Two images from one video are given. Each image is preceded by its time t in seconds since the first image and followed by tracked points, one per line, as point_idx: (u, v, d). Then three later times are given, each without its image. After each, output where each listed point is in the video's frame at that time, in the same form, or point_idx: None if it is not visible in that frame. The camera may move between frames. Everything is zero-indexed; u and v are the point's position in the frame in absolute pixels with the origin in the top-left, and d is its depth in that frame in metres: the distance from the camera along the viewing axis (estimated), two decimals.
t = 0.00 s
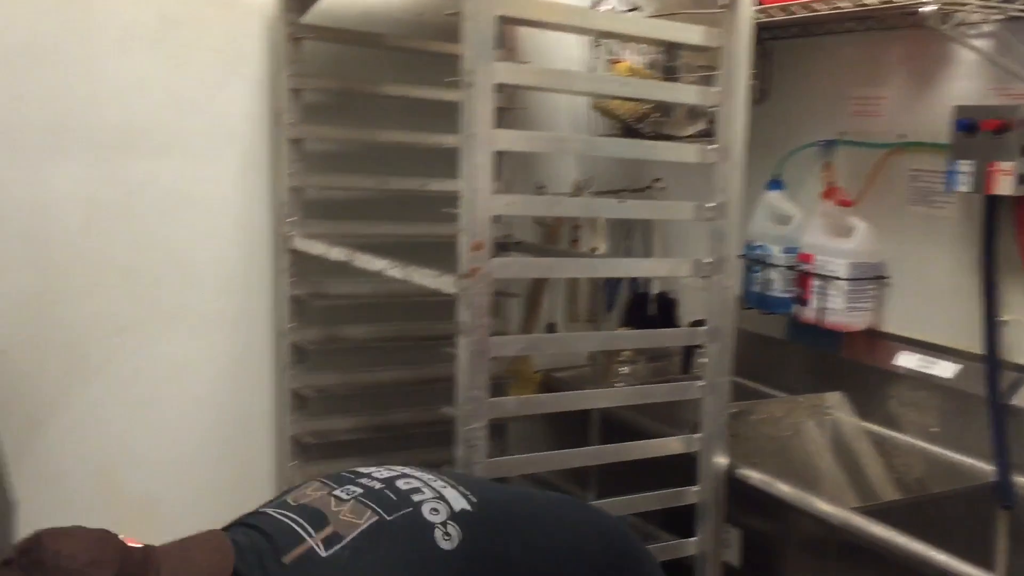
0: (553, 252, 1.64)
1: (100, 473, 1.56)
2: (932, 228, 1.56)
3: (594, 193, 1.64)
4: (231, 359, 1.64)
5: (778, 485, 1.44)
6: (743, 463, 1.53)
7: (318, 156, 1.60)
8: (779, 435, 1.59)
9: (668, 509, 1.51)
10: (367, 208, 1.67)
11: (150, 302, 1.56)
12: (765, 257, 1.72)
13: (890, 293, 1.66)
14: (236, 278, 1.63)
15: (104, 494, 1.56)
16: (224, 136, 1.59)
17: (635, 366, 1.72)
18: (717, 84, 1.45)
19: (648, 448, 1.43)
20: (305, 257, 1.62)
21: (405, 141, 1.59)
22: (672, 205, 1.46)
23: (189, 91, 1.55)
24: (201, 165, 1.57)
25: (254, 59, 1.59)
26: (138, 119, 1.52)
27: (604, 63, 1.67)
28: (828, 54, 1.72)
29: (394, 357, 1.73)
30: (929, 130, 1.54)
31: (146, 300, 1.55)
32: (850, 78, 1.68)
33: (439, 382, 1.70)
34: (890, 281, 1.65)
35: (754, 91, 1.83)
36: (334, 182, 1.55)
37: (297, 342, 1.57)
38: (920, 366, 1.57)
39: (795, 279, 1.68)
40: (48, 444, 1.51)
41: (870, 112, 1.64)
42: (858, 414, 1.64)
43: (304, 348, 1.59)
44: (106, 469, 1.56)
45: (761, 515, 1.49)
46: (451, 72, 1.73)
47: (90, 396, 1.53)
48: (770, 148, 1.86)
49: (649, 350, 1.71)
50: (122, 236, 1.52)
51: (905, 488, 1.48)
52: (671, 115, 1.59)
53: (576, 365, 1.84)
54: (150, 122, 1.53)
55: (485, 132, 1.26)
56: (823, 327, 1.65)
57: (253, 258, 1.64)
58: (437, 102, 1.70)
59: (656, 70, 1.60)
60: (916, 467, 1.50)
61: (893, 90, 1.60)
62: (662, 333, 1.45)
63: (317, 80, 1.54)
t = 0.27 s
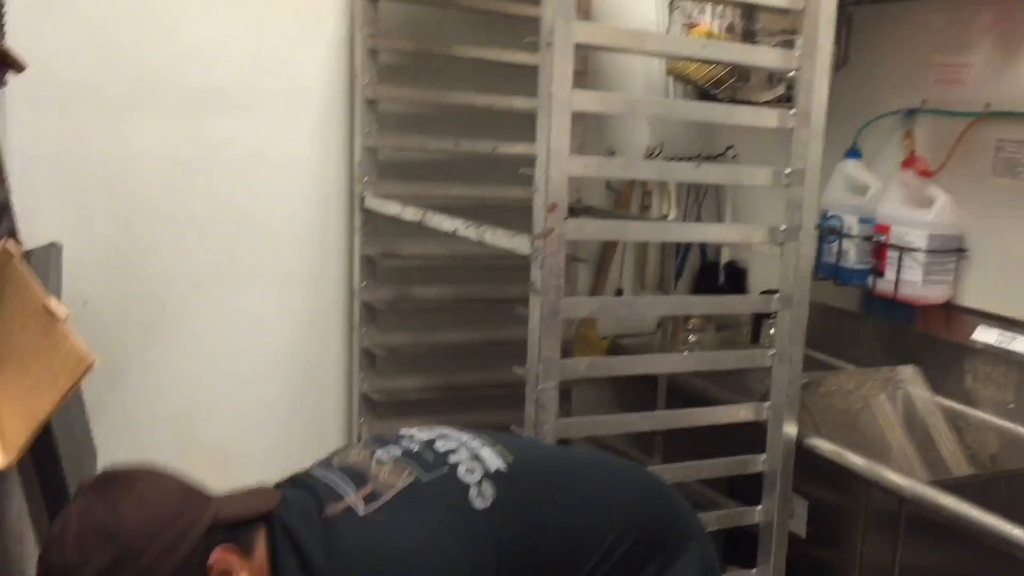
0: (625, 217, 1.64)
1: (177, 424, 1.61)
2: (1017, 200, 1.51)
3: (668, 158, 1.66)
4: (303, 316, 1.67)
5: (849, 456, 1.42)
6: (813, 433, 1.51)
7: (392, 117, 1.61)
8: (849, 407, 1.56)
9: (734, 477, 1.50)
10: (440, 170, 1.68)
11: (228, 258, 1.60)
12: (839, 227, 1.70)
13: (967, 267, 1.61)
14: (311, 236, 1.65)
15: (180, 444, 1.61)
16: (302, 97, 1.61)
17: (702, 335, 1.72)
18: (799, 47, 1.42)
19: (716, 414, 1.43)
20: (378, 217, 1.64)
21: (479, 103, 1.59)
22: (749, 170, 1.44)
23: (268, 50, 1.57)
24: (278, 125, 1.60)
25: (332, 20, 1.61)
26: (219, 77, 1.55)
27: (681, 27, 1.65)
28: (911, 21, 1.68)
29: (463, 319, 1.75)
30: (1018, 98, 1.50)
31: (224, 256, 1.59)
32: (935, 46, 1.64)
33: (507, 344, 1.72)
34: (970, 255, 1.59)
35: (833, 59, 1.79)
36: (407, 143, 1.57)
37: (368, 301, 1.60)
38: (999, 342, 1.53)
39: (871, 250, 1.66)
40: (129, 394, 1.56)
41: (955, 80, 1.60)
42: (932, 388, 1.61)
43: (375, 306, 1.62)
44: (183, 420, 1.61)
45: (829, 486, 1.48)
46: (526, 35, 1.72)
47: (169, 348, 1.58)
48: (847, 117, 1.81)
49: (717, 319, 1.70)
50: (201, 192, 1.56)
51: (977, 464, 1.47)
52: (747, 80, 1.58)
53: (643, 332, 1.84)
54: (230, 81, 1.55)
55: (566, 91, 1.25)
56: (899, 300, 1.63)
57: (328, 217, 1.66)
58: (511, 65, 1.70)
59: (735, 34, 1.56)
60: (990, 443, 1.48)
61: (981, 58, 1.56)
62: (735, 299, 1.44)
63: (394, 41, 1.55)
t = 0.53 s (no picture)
0: (654, 196, 1.63)
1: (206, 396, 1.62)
2: None
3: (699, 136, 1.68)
4: (332, 291, 1.68)
5: (877, 436, 1.41)
6: (840, 414, 1.51)
7: (422, 92, 1.61)
8: (877, 389, 1.56)
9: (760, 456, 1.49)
10: (470, 146, 1.68)
11: (257, 231, 1.60)
12: (871, 208, 1.69)
13: (1000, 249, 1.59)
14: (339, 211, 1.66)
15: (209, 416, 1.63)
16: (333, 71, 1.61)
17: (729, 315, 1.73)
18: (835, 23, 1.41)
19: (743, 393, 1.42)
20: (407, 192, 1.64)
21: (510, 79, 1.59)
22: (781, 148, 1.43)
23: (299, 23, 1.57)
24: (309, 99, 1.60)
25: None
26: (250, 50, 1.55)
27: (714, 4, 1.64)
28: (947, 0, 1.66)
29: (490, 296, 1.76)
30: None
31: (253, 228, 1.60)
32: (972, 25, 1.62)
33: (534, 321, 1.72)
34: (1002, 237, 1.58)
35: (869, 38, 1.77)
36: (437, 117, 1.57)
37: (396, 276, 1.60)
38: None
39: (902, 232, 1.65)
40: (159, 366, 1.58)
41: (991, 60, 1.58)
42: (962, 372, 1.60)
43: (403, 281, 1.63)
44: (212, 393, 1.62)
45: (856, 467, 1.47)
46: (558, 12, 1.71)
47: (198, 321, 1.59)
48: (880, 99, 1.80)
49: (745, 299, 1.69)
50: (231, 166, 1.57)
51: (1006, 447, 1.47)
52: (781, 57, 1.58)
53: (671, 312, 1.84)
54: (262, 55, 1.56)
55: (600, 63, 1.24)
56: (929, 282, 1.63)
57: (357, 192, 1.67)
58: (542, 41, 1.70)
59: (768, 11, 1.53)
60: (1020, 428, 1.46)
61: (1018, 38, 1.53)
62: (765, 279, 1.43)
63: (425, 15, 1.54)
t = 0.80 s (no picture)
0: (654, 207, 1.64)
1: (205, 407, 1.62)
2: None
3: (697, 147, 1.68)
4: (332, 301, 1.68)
5: (876, 448, 1.40)
6: (840, 424, 1.51)
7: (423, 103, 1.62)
8: (876, 400, 1.56)
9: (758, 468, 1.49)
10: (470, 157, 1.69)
11: (257, 242, 1.61)
12: (869, 219, 1.70)
13: (998, 260, 1.60)
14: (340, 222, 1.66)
15: (208, 427, 1.62)
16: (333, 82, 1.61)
17: (728, 326, 1.73)
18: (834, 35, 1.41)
19: (742, 405, 1.42)
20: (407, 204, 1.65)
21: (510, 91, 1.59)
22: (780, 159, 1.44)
23: (300, 34, 1.58)
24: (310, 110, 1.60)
25: (365, 5, 1.62)
26: (250, 60, 1.55)
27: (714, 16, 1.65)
28: (944, 12, 1.67)
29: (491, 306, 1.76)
30: None
31: (253, 239, 1.60)
32: (969, 37, 1.62)
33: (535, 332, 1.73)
34: (1000, 247, 1.59)
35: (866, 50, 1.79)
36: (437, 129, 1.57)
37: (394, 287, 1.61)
38: None
39: (901, 244, 1.66)
40: (158, 377, 1.57)
41: (988, 72, 1.59)
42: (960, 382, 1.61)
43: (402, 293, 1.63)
44: (211, 404, 1.62)
45: (857, 478, 1.47)
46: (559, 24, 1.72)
47: (198, 331, 1.59)
48: (878, 110, 1.81)
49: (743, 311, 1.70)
50: (232, 177, 1.57)
51: (1006, 459, 1.47)
52: (779, 69, 1.58)
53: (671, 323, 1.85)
54: (263, 66, 1.56)
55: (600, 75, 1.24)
56: (928, 293, 1.63)
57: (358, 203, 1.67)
58: (543, 53, 1.70)
59: (767, 23, 1.54)
60: (1020, 439, 1.47)
61: (1015, 49, 1.54)
62: (763, 290, 1.44)
63: (425, 26, 1.55)
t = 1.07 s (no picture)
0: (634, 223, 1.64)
1: (184, 427, 1.60)
2: None
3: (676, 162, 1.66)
4: (312, 319, 1.67)
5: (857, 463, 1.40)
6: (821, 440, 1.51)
7: (402, 120, 1.62)
8: (857, 414, 1.56)
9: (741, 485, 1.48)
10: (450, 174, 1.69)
11: (235, 260, 1.59)
12: (848, 233, 1.70)
13: (975, 273, 1.61)
14: (320, 239, 1.65)
15: (187, 447, 1.60)
16: (312, 98, 1.61)
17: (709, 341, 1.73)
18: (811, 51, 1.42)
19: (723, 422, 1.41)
20: (387, 221, 1.65)
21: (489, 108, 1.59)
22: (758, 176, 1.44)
23: (278, 50, 1.57)
24: (288, 126, 1.59)
25: (343, 22, 1.61)
26: (227, 77, 1.54)
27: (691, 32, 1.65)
28: (919, 27, 1.69)
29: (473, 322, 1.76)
30: None
31: (232, 257, 1.59)
32: (945, 51, 1.64)
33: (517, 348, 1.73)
34: (978, 261, 1.60)
35: (843, 64, 1.80)
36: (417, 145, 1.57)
37: (375, 304, 1.60)
38: (1007, 350, 1.53)
39: (879, 257, 1.66)
40: (135, 397, 1.55)
41: (964, 87, 1.60)
42: (940, 396, 1.62)
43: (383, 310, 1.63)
44: (190, 424, 1.60)
45: (839, 494, 1.47)
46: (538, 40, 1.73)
47: (176, 350, 1.57)
48: (855, 124, 1.82)
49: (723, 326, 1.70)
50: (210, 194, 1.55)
51: (986, 472, 1.48)
52: (758, 85, 1.58)
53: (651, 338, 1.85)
54: (241, 83, 1.55)
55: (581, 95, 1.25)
56: (907, 307, 1.63)
57: (337, 221, 1.66)
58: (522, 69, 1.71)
59: (744, 39, 1.57)
60: (999, 452, 1.48)
61: (989, 64, 1.56)
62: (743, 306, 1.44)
63: (403, 43, 1.54)
